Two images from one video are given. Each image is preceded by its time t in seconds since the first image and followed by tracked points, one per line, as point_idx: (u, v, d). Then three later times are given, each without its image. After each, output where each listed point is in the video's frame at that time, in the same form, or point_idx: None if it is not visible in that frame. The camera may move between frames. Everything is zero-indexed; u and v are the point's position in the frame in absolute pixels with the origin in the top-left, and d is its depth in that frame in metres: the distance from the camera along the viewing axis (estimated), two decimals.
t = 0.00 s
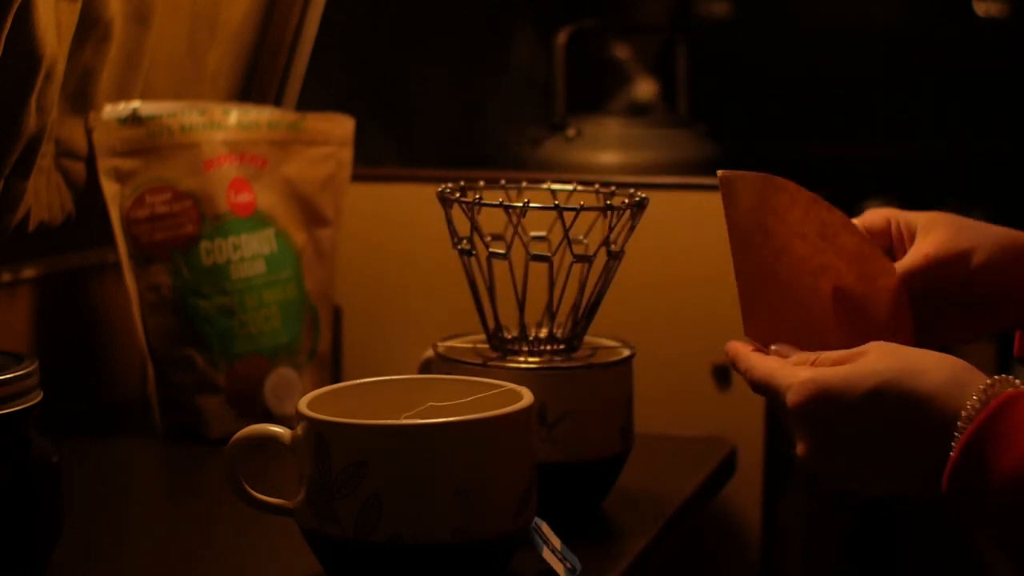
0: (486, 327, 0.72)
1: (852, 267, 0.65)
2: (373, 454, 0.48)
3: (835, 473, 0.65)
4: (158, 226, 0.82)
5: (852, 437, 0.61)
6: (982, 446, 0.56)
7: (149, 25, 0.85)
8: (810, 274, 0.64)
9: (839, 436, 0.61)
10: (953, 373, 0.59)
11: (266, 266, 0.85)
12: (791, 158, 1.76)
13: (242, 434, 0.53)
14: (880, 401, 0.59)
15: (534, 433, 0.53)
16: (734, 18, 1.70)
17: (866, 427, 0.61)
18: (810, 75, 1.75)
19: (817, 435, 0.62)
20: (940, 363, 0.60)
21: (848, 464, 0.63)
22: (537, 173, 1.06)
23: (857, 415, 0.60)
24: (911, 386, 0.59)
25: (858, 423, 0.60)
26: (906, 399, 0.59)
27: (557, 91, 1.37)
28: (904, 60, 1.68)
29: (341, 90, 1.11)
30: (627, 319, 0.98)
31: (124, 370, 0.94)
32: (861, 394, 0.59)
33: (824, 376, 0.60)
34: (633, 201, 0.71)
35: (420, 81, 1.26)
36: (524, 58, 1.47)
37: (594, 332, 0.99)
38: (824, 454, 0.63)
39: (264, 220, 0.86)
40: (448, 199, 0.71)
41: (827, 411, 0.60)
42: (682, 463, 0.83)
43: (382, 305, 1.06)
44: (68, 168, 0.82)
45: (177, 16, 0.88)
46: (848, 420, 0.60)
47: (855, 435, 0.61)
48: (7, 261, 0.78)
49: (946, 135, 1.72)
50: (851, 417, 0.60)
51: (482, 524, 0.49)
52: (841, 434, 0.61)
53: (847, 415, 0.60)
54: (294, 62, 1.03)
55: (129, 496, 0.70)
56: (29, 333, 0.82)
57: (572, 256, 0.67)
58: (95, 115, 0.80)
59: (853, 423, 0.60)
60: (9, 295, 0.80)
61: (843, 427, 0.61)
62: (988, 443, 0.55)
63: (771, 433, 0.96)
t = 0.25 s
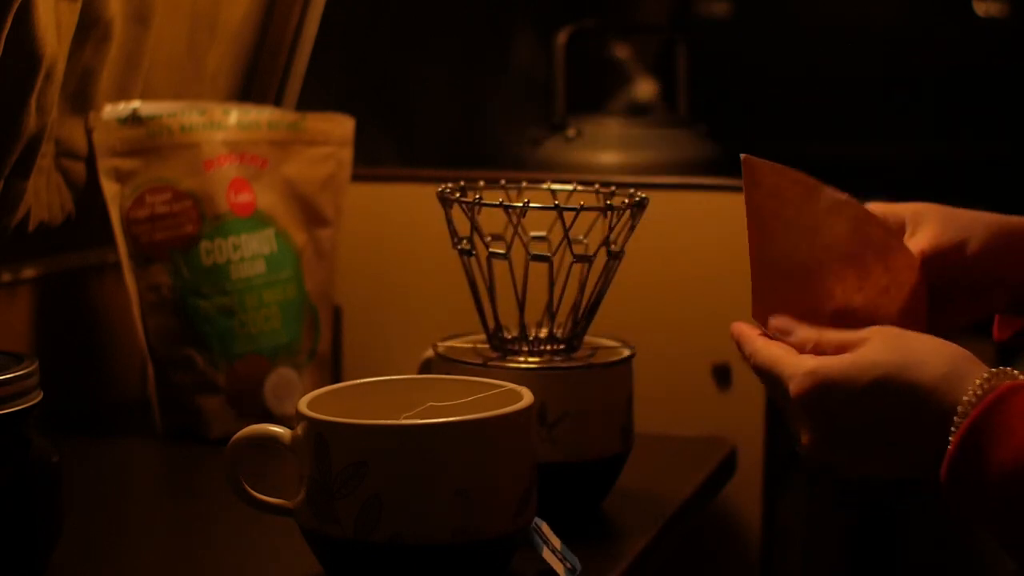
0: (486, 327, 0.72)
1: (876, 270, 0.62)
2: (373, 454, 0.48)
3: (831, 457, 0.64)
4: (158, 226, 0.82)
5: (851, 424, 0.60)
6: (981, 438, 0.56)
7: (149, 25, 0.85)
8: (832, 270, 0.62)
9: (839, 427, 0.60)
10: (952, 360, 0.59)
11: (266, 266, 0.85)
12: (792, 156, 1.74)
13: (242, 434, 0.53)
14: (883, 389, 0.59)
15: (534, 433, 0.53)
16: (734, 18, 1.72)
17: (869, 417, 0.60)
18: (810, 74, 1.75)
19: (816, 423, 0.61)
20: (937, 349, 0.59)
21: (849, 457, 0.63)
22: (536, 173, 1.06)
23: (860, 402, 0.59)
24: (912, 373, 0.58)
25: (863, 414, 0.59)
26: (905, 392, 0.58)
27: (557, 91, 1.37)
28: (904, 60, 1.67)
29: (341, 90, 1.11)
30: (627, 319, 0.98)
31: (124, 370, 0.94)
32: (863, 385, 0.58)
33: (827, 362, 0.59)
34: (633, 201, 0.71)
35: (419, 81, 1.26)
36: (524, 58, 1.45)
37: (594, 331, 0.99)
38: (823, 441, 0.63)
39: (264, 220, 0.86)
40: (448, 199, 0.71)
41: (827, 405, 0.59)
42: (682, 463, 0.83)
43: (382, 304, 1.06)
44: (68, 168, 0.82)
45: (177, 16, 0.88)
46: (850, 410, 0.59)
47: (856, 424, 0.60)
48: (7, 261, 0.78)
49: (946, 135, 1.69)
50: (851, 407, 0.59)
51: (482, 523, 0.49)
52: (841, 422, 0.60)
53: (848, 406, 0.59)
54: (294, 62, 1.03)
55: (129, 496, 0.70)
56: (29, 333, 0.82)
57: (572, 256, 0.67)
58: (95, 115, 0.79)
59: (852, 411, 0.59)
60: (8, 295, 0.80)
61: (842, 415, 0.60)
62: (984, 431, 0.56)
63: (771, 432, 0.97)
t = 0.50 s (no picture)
0: (486, 327, 0.72)
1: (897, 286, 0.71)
2: (373, 454, 0.48)
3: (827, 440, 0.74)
4: (158, 226, 0.82)
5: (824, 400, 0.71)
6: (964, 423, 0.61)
7: (149, 25, 0.85)
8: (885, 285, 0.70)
9: (823, 400, 0.70)
10: (911, 336, 0.67)
11: (266, 266, 0.85)
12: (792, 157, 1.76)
13: (242, 434, 0.53)
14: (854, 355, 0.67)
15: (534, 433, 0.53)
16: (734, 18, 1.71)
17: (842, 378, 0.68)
18: (810, 74, 1.74)
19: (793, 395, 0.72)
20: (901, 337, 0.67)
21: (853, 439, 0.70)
22: (536, 173, 1.06)
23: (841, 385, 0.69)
24: (883, 347, 0.67)
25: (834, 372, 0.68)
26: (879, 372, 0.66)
27: (557, 90, 1.37)
28: (904, 60, 1.68)
29: (341, 90, 1.11)
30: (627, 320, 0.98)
31: (124, 370, 0.94)
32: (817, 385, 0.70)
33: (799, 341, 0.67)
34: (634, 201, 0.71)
35: (420, 81, 1.26)
36: (525, 58, 1.51)
37: (594, 331, 0.99)
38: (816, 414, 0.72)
39: (264, 220, 0.86)
40: (448, 199, 0.70)
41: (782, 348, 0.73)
42: (682, 463, 0.83)
43: (382, 304, 1.06)
44: (68, 168, 0.82)
45: (177, 16, 0.88)
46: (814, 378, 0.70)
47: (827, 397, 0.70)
48: (8, 261, 0.78)
49: (946, 135, 1.71)
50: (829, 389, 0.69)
51: (481, 523, 0.49)
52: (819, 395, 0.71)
53: (820, 381, 0.69)
54: (294, 62, 1.03)
55: (130, 496, 0.70)
56: (29, 333, 0.82)
57: (572, 256, 0.67)
58: (95, 115, 0.79)
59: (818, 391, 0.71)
60: (9, 295, 0.80)
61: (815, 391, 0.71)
62: (964, 415, 0.61)
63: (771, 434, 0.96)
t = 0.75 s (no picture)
0: (486, 327, 0.72)
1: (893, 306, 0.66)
2: (373, 454, 0.48)
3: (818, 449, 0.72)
4: (158, 226, 0.82)
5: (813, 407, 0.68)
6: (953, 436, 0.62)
7: (149, 25, 0.85)
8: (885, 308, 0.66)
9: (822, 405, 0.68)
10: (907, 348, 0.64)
11: (266, 266, 0.85)
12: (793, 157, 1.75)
13: (242, 434, 0.53)
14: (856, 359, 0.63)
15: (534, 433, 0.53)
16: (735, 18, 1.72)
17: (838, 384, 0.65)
18: (810, 74, 1.75)
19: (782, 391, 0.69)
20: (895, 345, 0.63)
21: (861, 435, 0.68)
22: (536, 173, 1.06)
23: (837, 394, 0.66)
24: (881, 359, 0.63)
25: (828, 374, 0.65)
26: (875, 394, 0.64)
27: (557, 90, 1.37)
28: (904, 60, 1.68)
29: (341, 90, 1.11)
30: (627, 320, 0.98)
31: (124, 370, 0.94)
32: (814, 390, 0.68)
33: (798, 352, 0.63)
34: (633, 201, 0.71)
35: (420, 81, 1.26)
36: (524, 58, 1.49)
37: (595, 331, 0.99)
38: (814, 413, 0.69)
39: (264, 220, 0.86)
40: (448, 199, 0.70)
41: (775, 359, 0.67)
42: (681, 462, 0.83)
43: (382, 304, 1.06)
44: (68, 168, 0.82)
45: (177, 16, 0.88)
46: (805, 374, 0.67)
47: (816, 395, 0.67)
48: (8, 261, 0.78)
49: (946, 135, 1.70)
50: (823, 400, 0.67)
51: (481, 523, 0.49)
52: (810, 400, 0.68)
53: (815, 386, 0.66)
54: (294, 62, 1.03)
55: (130, 496, 0.70)
56: (29, 333, 0.82)
57: (572, 256, 0.67)
58: (95, 115, 0.79)
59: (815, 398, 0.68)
60: (9, 295, 0.79)
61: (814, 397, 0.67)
62: (960, 430, 0.61)
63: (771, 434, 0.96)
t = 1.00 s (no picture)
0: (486, 327, 0.72)
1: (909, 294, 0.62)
2: (373, 454, 0.48)
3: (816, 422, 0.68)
4: (158, 226, 0.82)
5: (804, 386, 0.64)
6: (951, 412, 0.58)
7: (149, 25, 0.85)
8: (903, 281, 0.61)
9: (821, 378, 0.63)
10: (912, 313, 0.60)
11: (266, 266, 0.85)
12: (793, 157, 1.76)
13: (242, 434, 0.53)
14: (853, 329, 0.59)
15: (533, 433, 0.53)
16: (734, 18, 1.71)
17: (844, 357, 0.61)
18: (810, 74, 1.75)
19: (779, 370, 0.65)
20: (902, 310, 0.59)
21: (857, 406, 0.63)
22: (536, 173, 1.06)
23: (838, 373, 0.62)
24: (886, 327, 0.59)
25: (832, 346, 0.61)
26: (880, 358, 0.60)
27: (557, 90, 1.36)
28: (904, 60, 1.69)
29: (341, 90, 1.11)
30: (627, 320, 0.98)
31: (124, 370, 0.94)
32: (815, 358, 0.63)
33: (806, 317, 0.59)
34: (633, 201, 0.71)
35: (420, 81, 1.26)
36: (524, 58, 1.48)
37: (595, 330, 0.99)
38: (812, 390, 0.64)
39: (264, 220, 0.86)
40: (448, 199, 0.70)
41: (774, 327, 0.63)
42: (681, 462, 0.83)
43: (382, 304, 1.06)
44: (68, 168, 0.82)
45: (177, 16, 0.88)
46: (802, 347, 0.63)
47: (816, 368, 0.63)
48: (8, 261, 0.78)
49: (946, 135, 1.69)
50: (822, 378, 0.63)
51: (481, 523, 0.49)
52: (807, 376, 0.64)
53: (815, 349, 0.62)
54: (294, 62, 1.03)
55: (129, 496, 0.70)
56: (29, 333, 0.82)
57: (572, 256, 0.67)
58: (95, 115, 0.79)
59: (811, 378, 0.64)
60: (9, 295, 0.79)
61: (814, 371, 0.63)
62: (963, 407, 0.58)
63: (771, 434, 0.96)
